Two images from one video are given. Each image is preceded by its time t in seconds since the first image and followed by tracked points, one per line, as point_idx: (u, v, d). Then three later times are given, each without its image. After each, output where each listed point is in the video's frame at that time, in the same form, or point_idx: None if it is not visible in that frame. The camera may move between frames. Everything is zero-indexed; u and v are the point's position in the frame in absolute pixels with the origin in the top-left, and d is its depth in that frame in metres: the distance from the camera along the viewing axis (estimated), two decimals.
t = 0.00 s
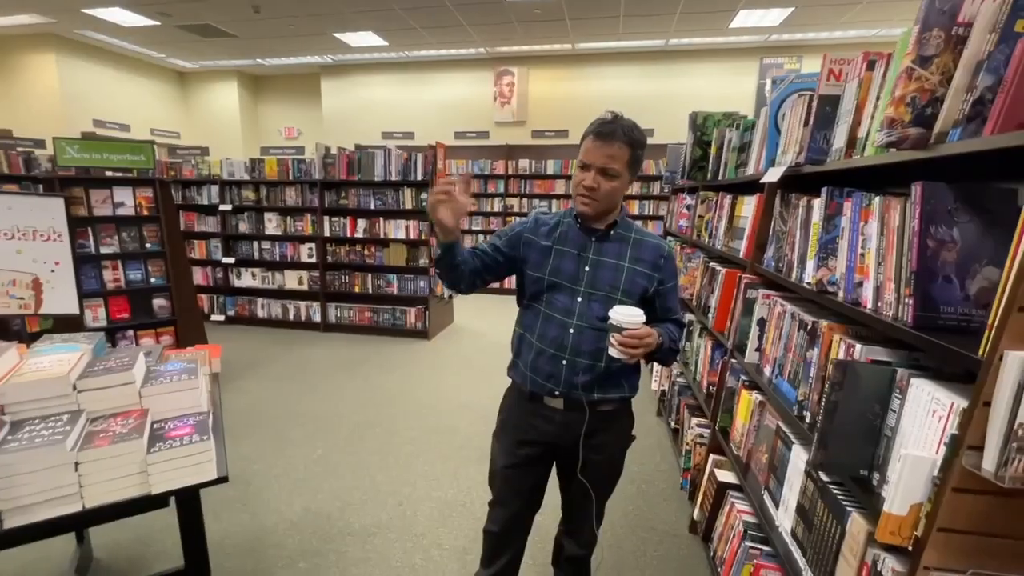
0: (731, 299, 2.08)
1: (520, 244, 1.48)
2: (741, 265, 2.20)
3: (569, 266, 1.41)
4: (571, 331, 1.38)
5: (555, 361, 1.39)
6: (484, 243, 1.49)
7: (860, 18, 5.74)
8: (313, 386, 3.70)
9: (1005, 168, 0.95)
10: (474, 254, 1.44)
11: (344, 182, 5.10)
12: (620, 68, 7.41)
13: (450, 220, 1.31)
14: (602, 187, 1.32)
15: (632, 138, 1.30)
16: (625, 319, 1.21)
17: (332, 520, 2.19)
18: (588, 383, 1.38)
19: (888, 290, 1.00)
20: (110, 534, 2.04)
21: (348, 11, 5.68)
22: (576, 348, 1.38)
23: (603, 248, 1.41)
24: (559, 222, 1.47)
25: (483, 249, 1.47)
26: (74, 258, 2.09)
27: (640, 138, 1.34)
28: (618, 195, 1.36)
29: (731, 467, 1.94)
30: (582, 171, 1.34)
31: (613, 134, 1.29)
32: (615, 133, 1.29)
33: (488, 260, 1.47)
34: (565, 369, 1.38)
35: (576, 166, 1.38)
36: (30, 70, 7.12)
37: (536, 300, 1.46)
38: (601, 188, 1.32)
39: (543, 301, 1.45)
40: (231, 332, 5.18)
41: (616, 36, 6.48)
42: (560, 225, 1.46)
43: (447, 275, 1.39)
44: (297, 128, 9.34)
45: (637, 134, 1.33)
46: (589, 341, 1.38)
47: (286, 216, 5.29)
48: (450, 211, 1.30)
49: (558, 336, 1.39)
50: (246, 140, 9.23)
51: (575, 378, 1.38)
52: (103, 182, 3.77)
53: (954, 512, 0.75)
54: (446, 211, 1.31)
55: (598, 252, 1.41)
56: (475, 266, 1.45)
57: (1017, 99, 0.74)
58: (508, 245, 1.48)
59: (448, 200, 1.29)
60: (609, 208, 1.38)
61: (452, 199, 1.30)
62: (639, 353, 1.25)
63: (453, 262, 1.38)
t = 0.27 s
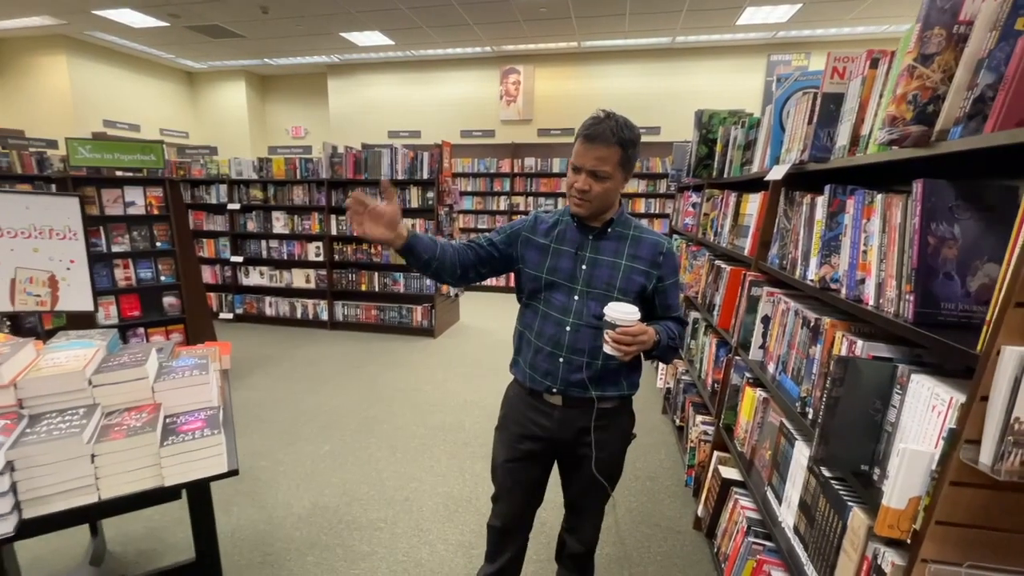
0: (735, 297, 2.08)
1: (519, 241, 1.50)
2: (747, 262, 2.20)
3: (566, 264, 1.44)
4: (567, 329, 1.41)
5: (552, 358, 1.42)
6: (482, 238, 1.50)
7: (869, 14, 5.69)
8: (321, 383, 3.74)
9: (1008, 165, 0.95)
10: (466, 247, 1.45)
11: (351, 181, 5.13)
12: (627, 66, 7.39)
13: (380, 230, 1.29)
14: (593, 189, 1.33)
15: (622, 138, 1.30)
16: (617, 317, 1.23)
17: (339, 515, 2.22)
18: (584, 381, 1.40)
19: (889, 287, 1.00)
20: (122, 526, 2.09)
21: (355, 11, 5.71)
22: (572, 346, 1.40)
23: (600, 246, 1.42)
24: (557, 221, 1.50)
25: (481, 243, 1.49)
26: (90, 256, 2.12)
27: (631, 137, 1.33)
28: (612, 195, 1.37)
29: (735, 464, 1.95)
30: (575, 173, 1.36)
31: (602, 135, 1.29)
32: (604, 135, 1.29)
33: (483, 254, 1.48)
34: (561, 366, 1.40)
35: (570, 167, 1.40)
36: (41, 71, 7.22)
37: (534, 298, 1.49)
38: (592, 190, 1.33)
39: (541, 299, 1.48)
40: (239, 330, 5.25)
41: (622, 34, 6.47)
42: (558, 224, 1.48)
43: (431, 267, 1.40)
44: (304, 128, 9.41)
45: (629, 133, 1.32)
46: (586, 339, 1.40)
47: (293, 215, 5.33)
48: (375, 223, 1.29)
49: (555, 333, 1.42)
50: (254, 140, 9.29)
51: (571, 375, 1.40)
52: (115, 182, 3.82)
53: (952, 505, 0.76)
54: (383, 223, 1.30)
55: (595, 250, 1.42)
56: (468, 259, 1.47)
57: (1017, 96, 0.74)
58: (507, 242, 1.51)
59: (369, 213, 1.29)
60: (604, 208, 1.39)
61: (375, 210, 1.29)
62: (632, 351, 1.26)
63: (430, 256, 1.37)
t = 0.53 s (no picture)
0: (741, 296, 2.09)
1: (522, 243, 1.52)
2: (753, 261, 2.20)
3: (567, 264, 1.45)
4: (568, 328, 1.42)
5: (553, 358, 1.43)
6: (486, 242, 1.54)
7: (877, 11, 5.65)
8: (328, 381, 3.77)
9: (1014, 164, 0.95)
10: (468, 254, 1.50)
11: (357, 181, 5.16)
12: (632, 64, 7.38)
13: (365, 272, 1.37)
14: (594, 188, 1.34)
15: (621, 136, 1.31)
16: (615, 315, 1.24)
17: (347, 511, 2.25)
18: (584, 380, 1.41)
19: (895, 286, 1.01)
20: (134, 522, 2.12)
21: (360, 11, 5.73)
22: (573, 345, 1.41)
23: (602, 245, 1.43)
24: (559, 221, 1.51)
25: (485, 247, 1.53)
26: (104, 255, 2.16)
27: (631, 135, 1.34)
28: (613, 194, 1.38)
29: (741, 463, 1.95)
30: (576, 173, 1.37)
31: (601, 134, 1.31)
32: (603, 133, 1.31)
33: (488, 259, 1.52)
34: (562, 365, 1.42)
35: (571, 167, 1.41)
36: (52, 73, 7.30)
37: (537, 299, 1.51)
38: (593, 189, 1.34)
39: (543, 299, 1.49)
40: (247, 329, 5.29)
41: (627, 33, 6.46)
42: (560, 225, 1.50)
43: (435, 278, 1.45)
44: (311, 127, 9.45)
45: (629, 132, 1.33)
46: (586, 338, 1.40)
47: (301, 214, 5.37)
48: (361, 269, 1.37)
49: (556, 333, 1.44)
50: (261, 140, 9.35)
51: (571, 374, 1.41)
52: (126, 182, 3.87)
53: (956, 502, 0.77)
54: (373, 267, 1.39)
55: (596, 250, 1.43)
56: (472, 265, 1.50)
57: (1022, 97, 0.75)
58: (512, 244, 1.53)
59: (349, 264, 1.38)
60: (605, 207, 1.40)
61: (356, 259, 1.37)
62: (630, 349, 1.27)
63: (430, 271, 1.43)
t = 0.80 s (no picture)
0: (749, 295, 2.09)
1: (532, 243, 1.54)
2: (761, 261, 2.21)
3: (576, 263, 1.46)
4: (577, 327, 1.43)
5: (561, 356, 1.44)
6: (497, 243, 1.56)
7: (884, 10, 5.63)
8: (335, 379, 3.78)
9: None
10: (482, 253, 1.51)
11: (363, 180, 5.18)
12: (638, 64, 7.37)
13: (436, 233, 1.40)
14: (604, 184, 1.35)
15: (631, 133, 1.32)
16: (626, 313, 1.25)
17: (356, 509, 2.26)
18: (593, 379, 1.41)
19: (907, 285, 1.01)
20: (147, 518, 2.14)
21: (366, 11, 5.74)
22: (582, 344, 1.42)
23: (611, 245, 1.44)
24: (568, 221, 1.53)
25: (496, 248, 1.54)
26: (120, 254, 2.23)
27: (641, 133, 1.36)
28: (623, 191, 1.38)
29: (749, 461, 1.96)
30: (586, 170, 1.38)
31: (611, 132, 1.32)
32: (613, 129, 1.32)
33: (499, 259, 1.53)
34: (571, 364, 1.42)
35: (580, 165, 1.41)
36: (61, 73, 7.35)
37: (546, 298, 1.52)
38: (604, 185, 1.34)
39: (552, 298, 1.50)
40: (255, 328, 5.32)
41: (633, 32, 6.46)
42: (570, 224, 1.51)
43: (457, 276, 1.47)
44: (316, 127, 9.49)
45: (638, 130, 1.35)
46: (594, 337, 1.41)
47: (307, 214, 5.39)
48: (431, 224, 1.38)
49: (564, 332, 1.45)
50: (267, 140, 9.39)
51: (580, 373, 1.42)
52: (135, 182, 3.90)
53: (970, 499, 0.77)
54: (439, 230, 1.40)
55: (605, 249, 1.44)
56: (485, 265, 1.51)
57: None
58: (522, 245, 1.55)
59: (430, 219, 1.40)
60: (615, 205, 1.40)
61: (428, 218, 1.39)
62: (639, 348, 1.28)
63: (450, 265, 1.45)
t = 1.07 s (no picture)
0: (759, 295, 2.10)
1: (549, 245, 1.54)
2: (771, 261, 2.21)
3: (592, 263, 1.47)
4: (590, 327, 1.44)
5: (574, 355, 1.45)
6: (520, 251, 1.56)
7: (891, 10, 5.62)
8: (343, 379, 3.80)
9: None
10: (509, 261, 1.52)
11: (370, 181, 5.20)
12: (643, 64, 7.37)
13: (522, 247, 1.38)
14: (616, 187, 1.35)
15: (641, 135, 1.32)
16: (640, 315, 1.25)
17: (366, 508, 2.28)
18: (606, 379, 1.42)
19: (922, 285, 1.02)
20: (159, 516, 2.16)
21: (373, 12, 5.76)
22: (595, 344, 1.43)
23: (627, 246, 1.45)
24: (585, 222, 1.54)
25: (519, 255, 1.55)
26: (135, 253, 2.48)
27: (651, 133, 1.35)
28: (635, 192, 1.38)
29: (759, 461, 1.96)
30: (598, 172, 1.39)
31: (620, 135, 1.33)
32: (621, 132, 1.32)
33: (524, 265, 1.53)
34: (584, 363, 1.43)
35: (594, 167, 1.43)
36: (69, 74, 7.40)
37: (561, 299, 1.53)
38: (615, 187, 1.36)
39: (567, 298, 1.51)
40: (261, 328, 5.34)
41: (639, 32, 6.46)
42: (585, 226, 1.52)
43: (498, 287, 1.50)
44: (321, 128, 9.53)
45: (649, 131, 1.34)
46: (608, 338, 1.42)
47: (313, 214, 5.41)
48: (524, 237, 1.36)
49: (578, 331, 1.45)
50: (272, 140, 9.43)
51: (593, 372, 1.42)
52: (145, 182, 3.93)
53: (987, 497, 0.78)
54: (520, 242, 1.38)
55: (621, 250, 1.45)
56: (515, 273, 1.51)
57: None
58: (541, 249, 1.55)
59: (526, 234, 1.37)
60: (629, 206, 1.41)
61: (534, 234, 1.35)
62: (652, 349, 1.29)
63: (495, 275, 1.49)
